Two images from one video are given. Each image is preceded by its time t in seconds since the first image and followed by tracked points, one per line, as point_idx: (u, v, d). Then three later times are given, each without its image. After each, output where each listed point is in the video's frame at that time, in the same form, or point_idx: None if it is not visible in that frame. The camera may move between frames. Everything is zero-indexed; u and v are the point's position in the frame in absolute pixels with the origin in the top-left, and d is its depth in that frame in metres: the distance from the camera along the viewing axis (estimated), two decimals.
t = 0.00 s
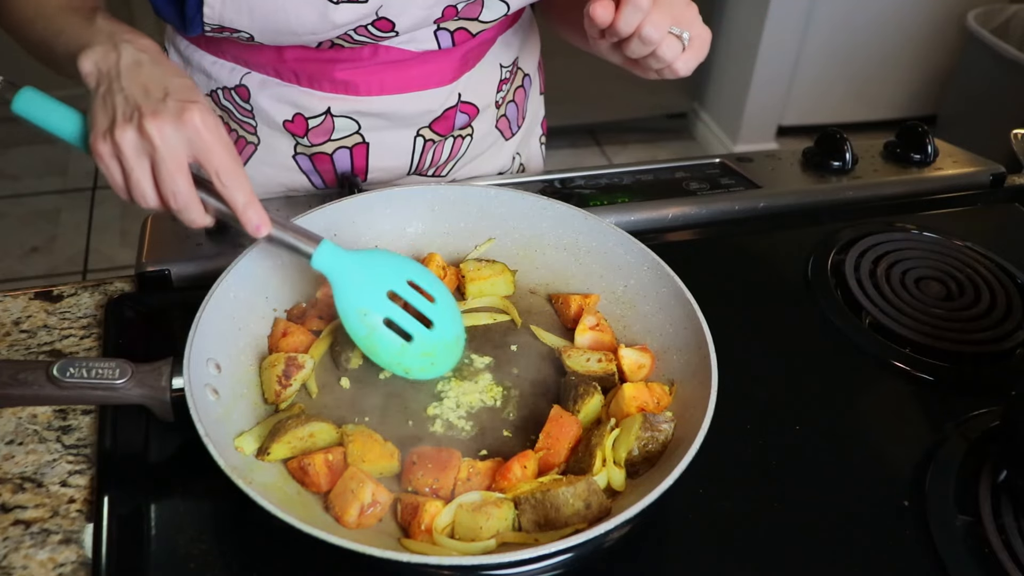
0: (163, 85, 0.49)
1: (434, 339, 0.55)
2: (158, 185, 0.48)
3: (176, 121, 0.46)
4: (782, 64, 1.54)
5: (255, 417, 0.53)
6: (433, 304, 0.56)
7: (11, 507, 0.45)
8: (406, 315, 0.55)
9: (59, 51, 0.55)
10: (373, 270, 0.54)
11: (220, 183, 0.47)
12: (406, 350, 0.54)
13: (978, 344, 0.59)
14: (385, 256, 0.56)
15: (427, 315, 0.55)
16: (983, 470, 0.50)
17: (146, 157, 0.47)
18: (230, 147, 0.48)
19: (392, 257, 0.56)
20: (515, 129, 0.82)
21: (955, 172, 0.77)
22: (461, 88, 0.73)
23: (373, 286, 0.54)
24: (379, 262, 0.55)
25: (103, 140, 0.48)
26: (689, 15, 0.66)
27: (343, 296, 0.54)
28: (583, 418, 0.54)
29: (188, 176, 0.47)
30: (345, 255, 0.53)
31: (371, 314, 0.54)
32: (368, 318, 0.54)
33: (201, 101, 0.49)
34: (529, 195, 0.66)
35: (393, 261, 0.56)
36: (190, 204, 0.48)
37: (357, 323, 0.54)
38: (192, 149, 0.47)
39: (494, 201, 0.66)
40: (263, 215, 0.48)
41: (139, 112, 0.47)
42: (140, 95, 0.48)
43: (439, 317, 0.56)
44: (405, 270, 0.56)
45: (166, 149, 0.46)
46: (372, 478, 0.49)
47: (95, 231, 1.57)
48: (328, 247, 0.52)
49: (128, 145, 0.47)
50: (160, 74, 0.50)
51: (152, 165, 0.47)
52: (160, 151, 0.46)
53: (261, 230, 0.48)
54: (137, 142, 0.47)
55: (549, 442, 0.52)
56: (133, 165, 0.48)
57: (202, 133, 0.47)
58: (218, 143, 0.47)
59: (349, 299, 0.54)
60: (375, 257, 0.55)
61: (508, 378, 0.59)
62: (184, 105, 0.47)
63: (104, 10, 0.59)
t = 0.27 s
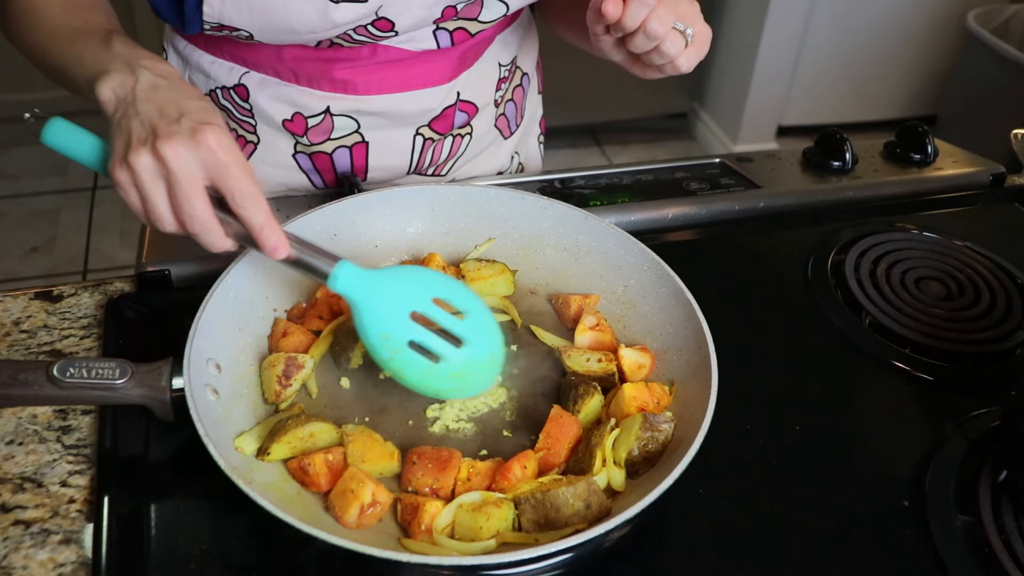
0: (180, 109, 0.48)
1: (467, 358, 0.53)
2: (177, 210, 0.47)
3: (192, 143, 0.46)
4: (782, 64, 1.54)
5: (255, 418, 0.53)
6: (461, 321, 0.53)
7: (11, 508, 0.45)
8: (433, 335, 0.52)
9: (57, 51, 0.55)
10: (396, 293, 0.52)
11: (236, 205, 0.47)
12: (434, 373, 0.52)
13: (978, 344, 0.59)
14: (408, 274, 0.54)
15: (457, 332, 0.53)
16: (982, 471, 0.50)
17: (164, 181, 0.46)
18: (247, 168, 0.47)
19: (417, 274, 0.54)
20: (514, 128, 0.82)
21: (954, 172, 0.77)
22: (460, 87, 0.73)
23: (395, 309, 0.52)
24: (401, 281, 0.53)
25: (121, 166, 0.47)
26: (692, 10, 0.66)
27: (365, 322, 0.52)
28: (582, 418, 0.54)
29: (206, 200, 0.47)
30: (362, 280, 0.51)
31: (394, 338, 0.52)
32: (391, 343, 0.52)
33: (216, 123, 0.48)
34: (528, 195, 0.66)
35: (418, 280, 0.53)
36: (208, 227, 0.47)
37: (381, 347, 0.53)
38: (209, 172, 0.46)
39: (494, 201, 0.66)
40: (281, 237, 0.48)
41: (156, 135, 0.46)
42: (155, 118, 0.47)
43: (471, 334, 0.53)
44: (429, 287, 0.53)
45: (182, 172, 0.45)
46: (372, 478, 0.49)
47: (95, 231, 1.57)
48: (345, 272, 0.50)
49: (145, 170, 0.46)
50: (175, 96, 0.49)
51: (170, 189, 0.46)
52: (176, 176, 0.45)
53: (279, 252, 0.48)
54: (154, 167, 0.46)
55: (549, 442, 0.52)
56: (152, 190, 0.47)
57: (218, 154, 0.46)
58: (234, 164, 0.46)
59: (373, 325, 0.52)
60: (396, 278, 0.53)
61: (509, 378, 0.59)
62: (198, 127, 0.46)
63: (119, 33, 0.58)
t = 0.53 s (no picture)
0: (149, 68, 0.48)
1: (425, 315, 0.57)
2: (147, 168, 0.49)
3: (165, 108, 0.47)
4: (781, 64, 1.54)
5: (255, 417, 0.53)
6: (422, 281, 0.57)
7: (11, 507, 0.45)
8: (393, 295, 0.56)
9: (29, 32, 0.53)
10: (357, 254, 0.55)
11: (209, 169, 0.49)
12: (398, 328, 0.57)
13: (978, 344, 0.59)
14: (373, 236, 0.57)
15: (416, 291, 0.57)
16: (982, 471, 0.50)
17: (134, 142, 0.48)
18: (218, 132, 0.49)
19: (374, 234, 0.57)
20: (515, 127, 0.82)
21: (955, 172, 0.77)
22: (463, 88, 0.73)
23: (358, 275, 0.55)
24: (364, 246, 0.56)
25: (89, 126, 0.48)
26: (694, 5, 0.65)
27: (331, 284, 0.56)
28: (582, 419, 0.54)
29: (176, 163, 0.49)
30: (329, 242, 0.54)
31: (362, 297, 0.56)
32: (357, 303, 0.56)
33: (188, 85, 0.49)
34: (529, 194, 0.66)
35: (381, 240, 0.57)
36: (179, 189, 0.49)
37: (347, 307, 0.57)
38: (180, 134, 0.48)
39: (493, 201, 0.66)
40: (252, 203, 0.50)
41: (127, 98, 0.47)
42: (123, 76, 0.48)
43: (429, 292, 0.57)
44: (393, 249, 0.57)
45: (155, 136, 0.47)
46: (372, 478, 0.49)
47: (95, 231, 1.57)
48: (311, 237, 0.53)
49: (116, 131, 0.47)
50: (141, 53, 0.49)
51: (140, 149, 0.48)
52: (149, 138, 0.47)
53: (250, 219, 0.50)
54: (125, 128, 0.47)
55: (549, 442, 0.52)
56: (121, 149, 0.48)
57: (191, 120, 0.47)
58: (206, 129, 0.48)
59: (338, 286, 0.56)
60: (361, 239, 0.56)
61: (509, 378, 0.59)
62: (171, 90, 0.47)
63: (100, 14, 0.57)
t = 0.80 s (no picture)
0: (131, 65, 0.47)
1: (399, 341, 0.55)
2: (120, 163, 0.47)
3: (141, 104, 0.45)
4: (781, 64, 1.54)
5: (255, 417, 0.53)
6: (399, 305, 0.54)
7: (11, 507, 0.45)
8: (367, 318, 0.54)
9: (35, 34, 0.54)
10: (333, 272, 0.52)
11: (183, 170, 0.46)
12: (370, 352, 0.54)
13: (978, 344, 0.59)
14: (343, 254, 0.53)
15: (392, 316, 0.54)
16: (983, 471, 0.50)
17: (109, 138, 0.46)
18: (195, 132, 0.47)
19: (351, 252, 0.54)
20: (514, 130, 0.82)
21: (955, 172, 0.77)
22: (461, 91, 0.73)
23: (330, 294, 0.52)
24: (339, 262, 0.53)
25: (64, 119, 0.47)
26: (690, 6, 0.65)
27: (301, 301, 0.52)
28: (582, 419, 0.54)
29: (149, 161, 0.46)
30: (307, 262, 0.50)
31: (333, 319, 0.53)
32: (328, 323, 0.53)
33: (167, 84, 0.47)
34: (529, 194, 0.66)
35: (356, 259, 0.54)
36: (152, 189, 0.47)
37: (315, 326, 0.54)
38: (156, 133, 0.46)
39: (494, 201, 0.66)
40: (226, 207, 0.46)
41: (105, 92, 0.45)
42: (106, 72, 0.47)
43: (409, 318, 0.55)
44: (367, 269, 0.54)
45: (128, 132, 0.45)
46: (372, 478, 0.49)
47: (95, 231, 1.57)
48: (286, 254, 0.49)
49: (91, 127, 0.46)
50: (126, 52, 0.49)
51: (114, 145, 0.46)
52: (123, 134, 0.45)
53: (224, 223, 0.46)
54: (99, 123, 0.46)
55: (549, 442, 0.52)
56: (97, 145, 0.47)
57: (167, 119, 0.45)
58: (184, 129, 0.46)
59: (308, 305, 0.52)
60: (338, 258, 0.53)
61: (509, 378, 0.59)
62: (150, 87, 0.46)
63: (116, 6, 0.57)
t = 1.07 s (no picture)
0: (247, 90, 0.52)
1: (484, 394, 0.53)
2: (223, 183, 0.50)
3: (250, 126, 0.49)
4: (781, 64, 1.54)
5: (255, 417, 0.53)
6: (482, 356, 0.52)
7: (11, 507, 0.45)
8: (449, 368, 0.52)
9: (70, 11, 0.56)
10: (411, 328, 0.52)
11: (281, 190, 0.49)
12: (450, 402, 0.53)
13: (978, 344, 0.59)
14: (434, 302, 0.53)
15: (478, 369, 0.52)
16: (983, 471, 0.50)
17: (217, 156, 0.50)
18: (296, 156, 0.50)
19: (453, 301, 0.53)
20: (545, 148, 0.83)
21: (955, 172, 0.77)
22: (487, 102, 0.73)
23: (410, 341, 0.52)
24: (432, 309, 0.52)
25: (181, 134, 0.50)
26: None
27: (388, 347, 0.53)
28: (582, 419, 0.54)
29: (251, 182, 0.50)
30: (386, 304, 0.51)
31: (411, 369, 0.53)
32: (409, 370, 0.53)
33: (277, 112, 0.51)
34: (529, 195, 0.66)
35: (437, 310, 0.52)
36: (248, 208, 0.50)
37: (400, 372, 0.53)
38: (261, 154, 0.49)
39: (494, 201, 0.66)
40: (315, 228, 0.49)
41: (219, 114, 0.49)
42: (222, 95, 0.51)
43: (496, 365, 0.52)
44: (449, 321, 0.52)
45: (233, 150, 0.49)
46: (372, 478, 0.49)
47: (95, 231, 1.57)
48: (369, 297, 0.51)
49: (204, 143, 0.49)
50: (246, 77, 0.53)
51: (221, 163, 0.50)
52: (229, 152, 0.49)
53: (311, 242, 0.49)
54: (213, 140, 0.49)
55: (549, 442, 0.52)
56: (204, 163, 0.50)
57: (272, 141, 0.49)
58: (289, 153, 0.50)
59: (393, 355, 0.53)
60: (416, 307, 0.52)
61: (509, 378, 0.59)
62: (260, 113, 0.50)
63: (190, 8, 0.59)
